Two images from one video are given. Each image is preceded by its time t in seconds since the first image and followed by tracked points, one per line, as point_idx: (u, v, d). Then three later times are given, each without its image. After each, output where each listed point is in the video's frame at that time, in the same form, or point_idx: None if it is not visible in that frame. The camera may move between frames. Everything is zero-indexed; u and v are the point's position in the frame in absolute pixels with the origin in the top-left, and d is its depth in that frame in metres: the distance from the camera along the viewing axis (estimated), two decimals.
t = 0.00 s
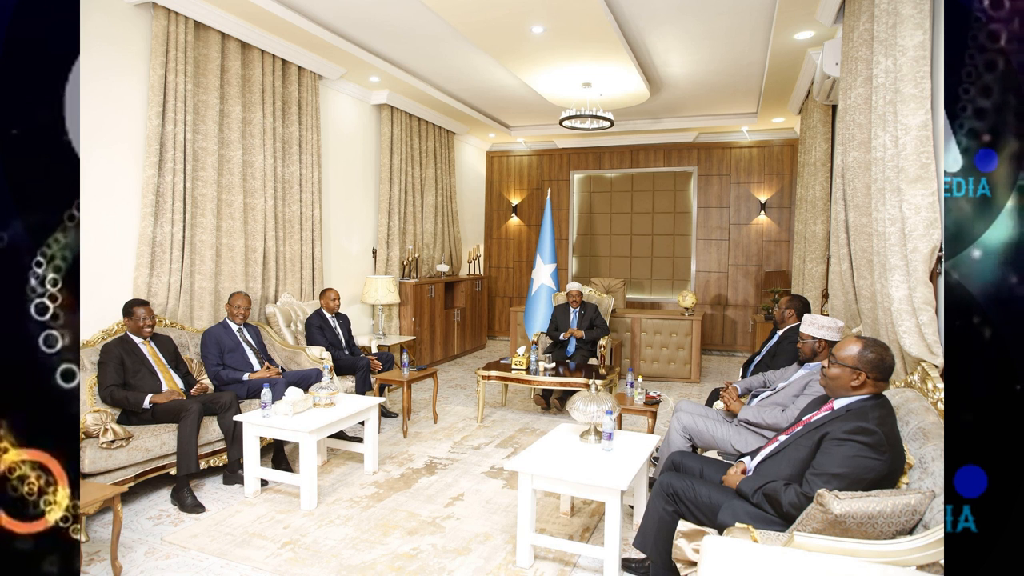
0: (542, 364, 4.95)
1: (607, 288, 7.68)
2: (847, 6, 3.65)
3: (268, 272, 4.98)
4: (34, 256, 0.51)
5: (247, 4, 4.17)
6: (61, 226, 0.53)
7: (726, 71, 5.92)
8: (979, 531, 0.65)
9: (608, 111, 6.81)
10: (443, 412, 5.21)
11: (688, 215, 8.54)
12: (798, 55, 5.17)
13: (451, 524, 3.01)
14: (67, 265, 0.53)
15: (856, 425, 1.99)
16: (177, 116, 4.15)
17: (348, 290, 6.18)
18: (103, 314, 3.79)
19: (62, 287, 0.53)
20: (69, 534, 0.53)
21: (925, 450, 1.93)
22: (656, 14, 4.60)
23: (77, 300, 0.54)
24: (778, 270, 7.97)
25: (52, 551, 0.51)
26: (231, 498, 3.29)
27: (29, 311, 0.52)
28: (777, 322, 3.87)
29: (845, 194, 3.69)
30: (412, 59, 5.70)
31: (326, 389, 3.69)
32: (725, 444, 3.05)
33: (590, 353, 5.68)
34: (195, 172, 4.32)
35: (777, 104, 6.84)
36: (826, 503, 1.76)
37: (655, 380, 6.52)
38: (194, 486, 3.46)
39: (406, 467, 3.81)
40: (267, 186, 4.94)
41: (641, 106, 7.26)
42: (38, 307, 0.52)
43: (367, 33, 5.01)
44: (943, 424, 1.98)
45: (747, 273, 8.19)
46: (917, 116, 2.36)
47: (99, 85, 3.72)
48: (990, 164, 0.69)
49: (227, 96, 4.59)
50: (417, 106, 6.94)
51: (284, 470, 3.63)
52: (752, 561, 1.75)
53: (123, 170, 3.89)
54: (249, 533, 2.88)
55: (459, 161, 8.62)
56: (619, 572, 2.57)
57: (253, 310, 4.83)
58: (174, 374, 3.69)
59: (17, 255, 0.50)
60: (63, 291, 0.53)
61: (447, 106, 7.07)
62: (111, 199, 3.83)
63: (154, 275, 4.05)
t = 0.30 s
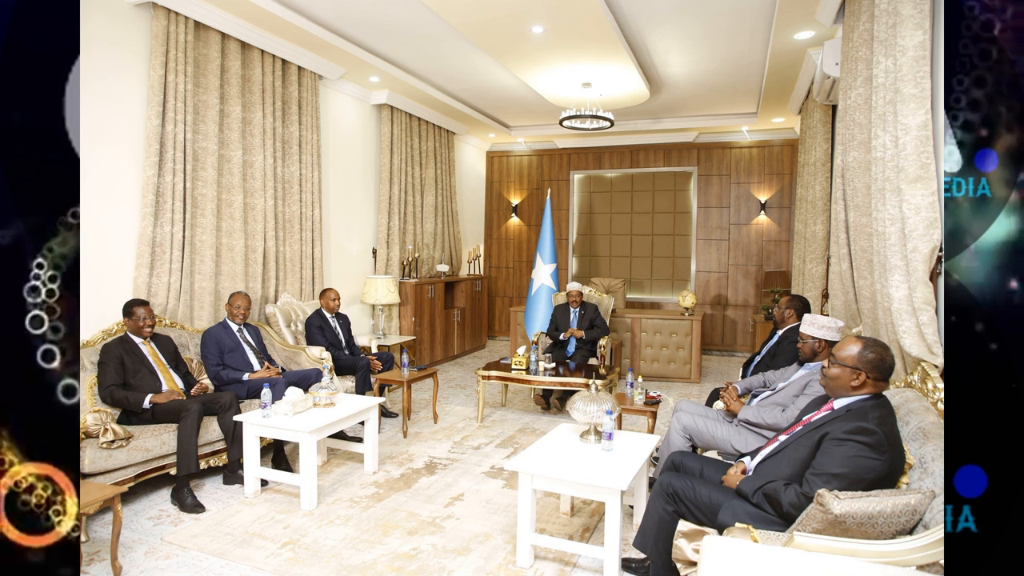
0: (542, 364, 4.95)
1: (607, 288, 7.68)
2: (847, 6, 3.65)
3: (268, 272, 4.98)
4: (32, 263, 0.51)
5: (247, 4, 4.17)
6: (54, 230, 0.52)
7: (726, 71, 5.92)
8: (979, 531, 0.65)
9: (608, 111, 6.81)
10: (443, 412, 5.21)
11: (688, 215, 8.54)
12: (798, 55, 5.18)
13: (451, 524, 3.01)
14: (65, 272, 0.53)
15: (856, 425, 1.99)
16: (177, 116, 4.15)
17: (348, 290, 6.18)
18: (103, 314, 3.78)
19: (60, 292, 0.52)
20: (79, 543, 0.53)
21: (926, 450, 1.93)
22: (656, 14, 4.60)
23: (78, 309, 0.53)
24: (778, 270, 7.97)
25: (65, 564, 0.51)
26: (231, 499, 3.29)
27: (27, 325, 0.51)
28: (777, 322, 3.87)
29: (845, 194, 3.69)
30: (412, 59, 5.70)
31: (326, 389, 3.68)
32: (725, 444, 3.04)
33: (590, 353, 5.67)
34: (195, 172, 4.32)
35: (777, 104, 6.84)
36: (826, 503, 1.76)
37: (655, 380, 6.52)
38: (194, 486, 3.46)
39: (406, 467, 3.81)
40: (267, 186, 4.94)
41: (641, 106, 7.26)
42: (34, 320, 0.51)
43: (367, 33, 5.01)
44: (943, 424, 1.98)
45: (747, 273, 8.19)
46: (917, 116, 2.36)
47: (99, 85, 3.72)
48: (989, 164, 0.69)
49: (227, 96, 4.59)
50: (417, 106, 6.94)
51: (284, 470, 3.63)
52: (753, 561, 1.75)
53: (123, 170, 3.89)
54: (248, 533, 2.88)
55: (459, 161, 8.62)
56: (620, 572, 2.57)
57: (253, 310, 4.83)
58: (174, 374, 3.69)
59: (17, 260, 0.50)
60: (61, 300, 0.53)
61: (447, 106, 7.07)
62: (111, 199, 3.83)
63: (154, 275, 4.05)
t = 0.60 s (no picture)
0: (542, 364, 4.95)
1: (607, 288, 7.68)
2: (847, 6, 3.65)
3: (268, 272, 4.98)
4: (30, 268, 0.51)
5: (247, 4, 4.17)
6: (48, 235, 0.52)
7: (726, 71, 5.92)
8: (979, 531, 0.65)
9: (608, 111, 6.81)
10: (444, 412, 5.20)
11: (688, 215, 8.54)
12: (798, 55, 5.17)
13: (451, 524, 3.01)
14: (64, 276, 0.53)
15: (856, 425, 1.99)
16: (177, 116, 4.15)
17: (348, 290, 6.18)
18: (103, 314, 3.78)
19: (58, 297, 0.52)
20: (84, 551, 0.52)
21: (926, 450, 1.93)
22: (656, 14, 4.60)
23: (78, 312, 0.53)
24: (778, 270, 7.97)
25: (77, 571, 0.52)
26: (231, 499, 3.29)
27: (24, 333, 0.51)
28: (777, 322, 3.87)
29: (845, 194, 3.69)
30: (412, 59, 5.70)
31: (326, 389, 3.68)
32: (725, 444, 3.04)
33: (590, 353, 5.67)
34: (195, 172, 4.32)
35: (777, 104, 6.84)
36: (826, 503, 1.76)
37: (655, 380, 6.52)
38: (194, 486, 3.46)
39: (406, 467, 3.81)
40: (267, 186, 4.94)
41: (641, 106, 7.26)
42: (30, 331, 0.51)
43: (367, 33, 5.01)
44: (943, 424, 1.98)
45: (747, 273, 8.19)
46: (917, 116, 2.36)
47: (99, 85, 3.72)
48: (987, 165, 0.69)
49: (227, 96, 4.59)
50: (417, 106, 6.94)
51: (284, 470, 3.63)
52: (753, 561, 1.75)
53: (123, 170, 3.89)
54: (248, 533, 2.88)
55: (460, 161, 8.62)
56: (620, 572, 2.57)
57: (253, 310, 4.83)
58: (174, 374, 3.69)
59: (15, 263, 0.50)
60: (58, 304, 0.53)
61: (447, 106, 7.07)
62: (111, 199, 3.83)
63: (154, 275, 4.05)
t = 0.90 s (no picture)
0: (542, 364, 4.95)
1: (607, 288, 7.69)
2: (847, 6, 3.65)
3: (268, 272, 4.98)
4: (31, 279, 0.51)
5: (247, 3, 4.17)
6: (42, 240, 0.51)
7: (726, 71, 5.92)
8: (979, 531, 0.65)
9: (608, 111, 6.81)
10: (443, 412, 5.20)
11: (688, 215, 8.54)
12: (798, 55, 5.17)
13: (450, 524, 3.01)
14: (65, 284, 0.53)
15: (856, 425, 1.99)
16: (177, 116, 4.15)
17: (348, 290, 6.18)
18: (103, 314, 3.78)
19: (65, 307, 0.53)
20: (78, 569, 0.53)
21: (926, 450, 1.93)
22: (655, 14, 4.60)
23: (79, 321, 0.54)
24: (778, 270, 7.97)
25: None
26: (231, 499, 3.29)
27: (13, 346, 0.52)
28: (777, 322, 3.87)
29: (845, 194, 3.69)
30: (412, 59, 5.70)
31: (326, 389, 3.68)
32: (725, 444, 3.04)
33: (590, 353, 5.67)
34: (195, 172, 4.32)
35: (777, 104, 6.84)
36: (826, 503, 1.76)
37: (655, 380, 6.52)
38: (194, 486, 3.46)
39: (406, 467, 3.81)
40: (267, 186, 4.94)
41: (641, 106, 7.26)
42: (28, 345, 0.52)
43: (367, 33, 5.01)
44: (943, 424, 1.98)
45: (747, 273, 8.19)
46: (917, 116, 2.36)
47: (99, 85, 3.71)
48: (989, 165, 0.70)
49: (227, 96, 4.59)
50: (417, 106, 6.94)
51: (284, 470, 3.63)
52: (753, 561, 1.75)
53: (123, 170, 3.89)
54: (249, 533, 2.88)
55: (459, 161, 8.62)
56: (620, 572, 2.57)
57: (253, 310, 4.83)
58: (174, 374, 3.69)
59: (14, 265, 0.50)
60: (57, 312, 0.54)
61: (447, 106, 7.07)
62: (111, 199, 3.83)
63: (154, 275, 4.05)
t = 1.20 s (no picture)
0: (542, 364, 4.95)
1: (607, 288, 7.69)
2: (847, 6, 3.65)
3: (268, 272, 4.98)
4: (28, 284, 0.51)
5: (247, 4, 4.17)
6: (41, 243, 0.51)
7: (726, 71, 5.92)
8: (979, 531, 0.65)
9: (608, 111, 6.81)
10: (443, 411, 5.20)
11: (688, 215, 8.54)
12: (798, 55, 5.17)
13: (451, 524, 3.01)
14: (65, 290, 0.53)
15: (856, 425, 1.99)
16: (177, 116, 4.15)
17: (348, 290, 6.18)
18: (103, 314, 3.78)
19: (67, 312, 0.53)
20: None
21: (925, 450, 1.93)
22: (656, 14, 4.60)
23: (80, 329, 0.53)
24: (778, 270, 7.97)
25: None
26: (231, 498, 3.29)
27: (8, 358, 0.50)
28: (777, 322, 3.87)
29: (845, 194, 3.69)
30: (412, 59, 5.70)
31: (326, 389, 3.68)
32: (725, 444, 3.04)
33: (590, 353, 5.67)
34: (195, 172, 4.32)
35: (777, 104, 6.84)
36: (827, 503, 1.76)
37: (655, 380, 6.52)
38: (194, 486, 3.46)
39: (406, 467, 3.81)
40: (267, 186, 4.94)
41: (641, 106, 7.26)
42: (27, 357, 0.51)
43: (367, 33, 5.01)
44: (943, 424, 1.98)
45: (747, 273, 8.19)
46: (917, 116, 2.36)
47: (99, 85, 3.72)
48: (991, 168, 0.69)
49: (227, 96, 4.60)
50: (417, 106, 6.94)
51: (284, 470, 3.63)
52: (753, 561, 1.74)
53: (123, 170, 3.89)
54: (248, 533, 2.88)
55: (459, 161, 8.62)
56: (620, 572, 2.57)
57: (253, 310, 4.83)
58: (174, 374, 3.69)
59: (10, 267, 0.49)
60: (56, 322, 0.53)
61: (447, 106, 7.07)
62: (111, 199, 3.83)
63: (154, 275, 4.05)
